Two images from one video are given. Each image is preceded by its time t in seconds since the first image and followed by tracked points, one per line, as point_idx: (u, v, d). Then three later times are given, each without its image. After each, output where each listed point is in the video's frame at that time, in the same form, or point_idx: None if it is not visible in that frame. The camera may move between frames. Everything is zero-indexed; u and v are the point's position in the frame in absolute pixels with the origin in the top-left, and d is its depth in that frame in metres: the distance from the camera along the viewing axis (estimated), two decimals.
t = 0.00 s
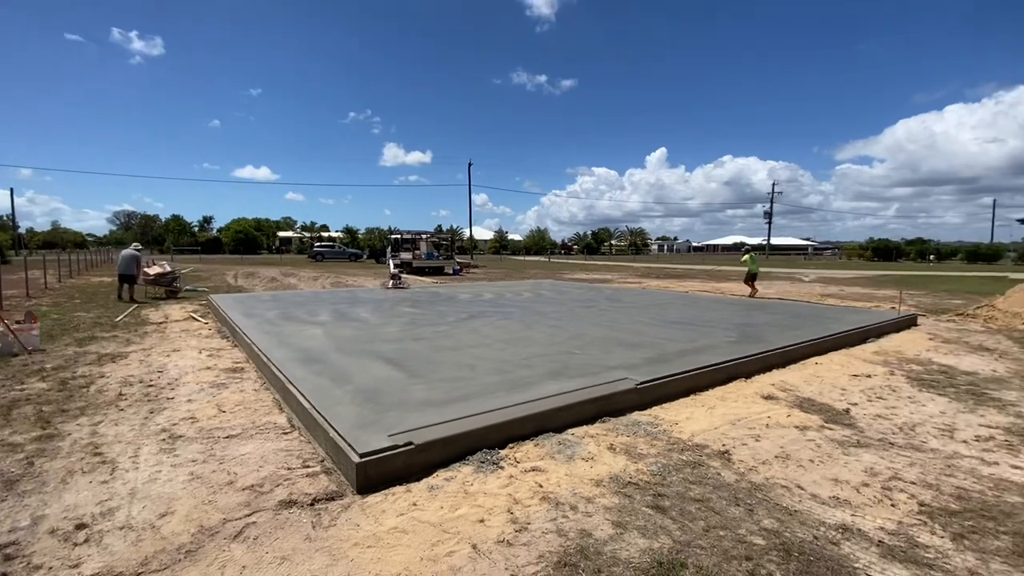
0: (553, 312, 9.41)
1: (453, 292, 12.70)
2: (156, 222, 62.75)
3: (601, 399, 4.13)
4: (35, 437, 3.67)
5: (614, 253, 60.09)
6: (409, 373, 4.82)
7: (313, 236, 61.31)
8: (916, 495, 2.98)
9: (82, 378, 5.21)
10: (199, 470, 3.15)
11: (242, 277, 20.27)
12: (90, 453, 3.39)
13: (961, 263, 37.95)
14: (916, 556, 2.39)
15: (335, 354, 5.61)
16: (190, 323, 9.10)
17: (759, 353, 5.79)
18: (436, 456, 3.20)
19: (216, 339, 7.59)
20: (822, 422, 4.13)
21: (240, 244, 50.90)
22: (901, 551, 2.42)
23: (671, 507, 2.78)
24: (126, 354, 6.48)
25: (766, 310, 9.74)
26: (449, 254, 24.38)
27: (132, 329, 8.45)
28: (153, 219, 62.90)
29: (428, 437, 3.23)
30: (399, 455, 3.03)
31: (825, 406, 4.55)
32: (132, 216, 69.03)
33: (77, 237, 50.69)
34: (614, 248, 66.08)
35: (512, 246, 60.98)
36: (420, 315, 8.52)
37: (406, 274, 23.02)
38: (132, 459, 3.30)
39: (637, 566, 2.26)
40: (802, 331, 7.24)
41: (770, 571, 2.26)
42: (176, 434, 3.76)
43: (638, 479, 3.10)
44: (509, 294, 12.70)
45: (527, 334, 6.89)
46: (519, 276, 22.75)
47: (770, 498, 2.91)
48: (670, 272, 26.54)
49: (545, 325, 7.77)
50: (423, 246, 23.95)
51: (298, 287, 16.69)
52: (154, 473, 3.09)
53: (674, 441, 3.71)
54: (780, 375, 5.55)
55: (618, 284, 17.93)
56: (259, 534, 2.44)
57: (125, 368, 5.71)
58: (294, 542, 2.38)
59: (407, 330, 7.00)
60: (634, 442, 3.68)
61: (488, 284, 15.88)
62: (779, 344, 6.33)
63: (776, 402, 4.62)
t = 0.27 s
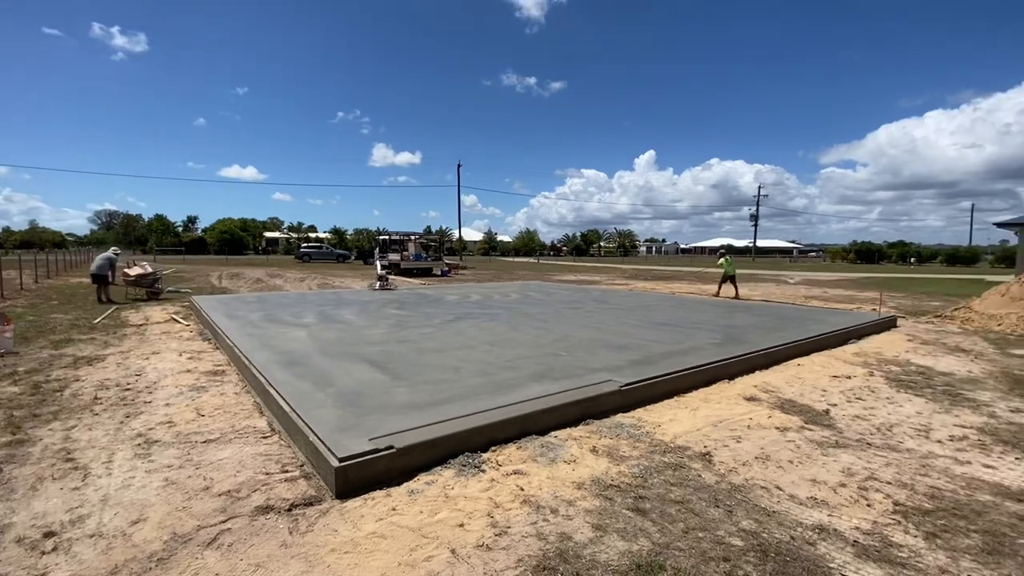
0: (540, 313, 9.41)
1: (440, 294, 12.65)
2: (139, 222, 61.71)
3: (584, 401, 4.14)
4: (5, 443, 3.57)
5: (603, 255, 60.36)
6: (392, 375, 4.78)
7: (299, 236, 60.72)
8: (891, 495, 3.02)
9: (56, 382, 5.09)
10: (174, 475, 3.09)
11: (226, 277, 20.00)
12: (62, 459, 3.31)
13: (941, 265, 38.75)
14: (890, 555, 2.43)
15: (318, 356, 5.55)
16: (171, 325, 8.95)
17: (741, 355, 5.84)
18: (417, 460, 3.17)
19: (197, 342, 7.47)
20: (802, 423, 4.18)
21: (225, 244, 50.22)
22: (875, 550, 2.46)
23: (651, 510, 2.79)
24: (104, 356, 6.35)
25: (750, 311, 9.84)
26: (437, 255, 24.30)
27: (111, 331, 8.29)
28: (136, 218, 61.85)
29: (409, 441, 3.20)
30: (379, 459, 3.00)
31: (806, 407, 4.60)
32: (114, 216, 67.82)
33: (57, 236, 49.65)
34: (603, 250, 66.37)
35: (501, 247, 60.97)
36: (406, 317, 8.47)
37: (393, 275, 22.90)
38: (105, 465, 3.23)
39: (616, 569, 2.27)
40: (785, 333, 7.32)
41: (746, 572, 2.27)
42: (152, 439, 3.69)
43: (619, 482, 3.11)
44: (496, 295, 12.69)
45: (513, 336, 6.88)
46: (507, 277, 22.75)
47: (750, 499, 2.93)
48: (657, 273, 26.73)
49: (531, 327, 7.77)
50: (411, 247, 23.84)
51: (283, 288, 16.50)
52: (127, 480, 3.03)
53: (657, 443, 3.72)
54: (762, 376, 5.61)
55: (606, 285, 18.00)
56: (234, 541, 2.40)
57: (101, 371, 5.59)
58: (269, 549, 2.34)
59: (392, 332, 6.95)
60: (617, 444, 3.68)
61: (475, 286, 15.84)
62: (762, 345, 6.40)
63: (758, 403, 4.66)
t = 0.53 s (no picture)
0: (531, 314, 9.38)
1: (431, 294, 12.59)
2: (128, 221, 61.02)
3: (574, 402, 4.11)
4: None
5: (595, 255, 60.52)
6: (380, 376, 4.73)
7: (291, 237, 60.33)
8: (878, 495, 3.02)
9: (36, 384, 4.98)
10: (154, 479, 3.03)
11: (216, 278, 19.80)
12: (38, 463, 3.23)
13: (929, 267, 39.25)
14: (876, 556, 2.42)
15: (305, 357, 5.49)
16: (157, 326, 8.83)
17: (732, 355, 5.85)
18: (404, 462, 3.13)
19: (183, 343, 7.36)
20: (791, 424, 4.18)
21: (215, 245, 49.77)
22: (861, 551, 2.45)
23: (639, 511, 2.77)
24: (86, 358, 6.24)
25: (740, 312, 9.87)
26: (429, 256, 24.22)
27: (95, 332, 8.16)
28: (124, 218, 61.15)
29: (395, 443, 3.16)
30: (364, 461, 2.95)
31: (795, 407, 4.60)
32: (102, 215, 67.03)
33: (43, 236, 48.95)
34: (595, 251, 66.54)
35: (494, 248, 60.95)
36: (396, 318, 8.41)
37: (385, 276, 22.81)
38: (82, 469, 3.16)
39: (602, 572, 2.24)
40: (775, 334, 7.34)
41: (733, 574, 2.25)
42: (133, 442, 3.61)
43: (608, 483, 3.08)
44: (488, 296, 12.66)
45: (504, 337, 6.85)
46: (500, 278, 22.72)
47: (737, 500, 2.92)
48: (649, 274, 26.84)
49: (522, 327, 7.75)
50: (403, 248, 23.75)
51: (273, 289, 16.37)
52: (105, 484, 2.96)
53: (646, 444, 3.70)
54: (751, 377, 5.62)
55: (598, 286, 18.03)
56: (213, 546, 2.34)
57: (83, 373, 5.49)
58: (249, 554, 2.29)
59: (382, 333, 6.89)
60: (605, 445, 3.66)
61: (467, 286, 15.79)
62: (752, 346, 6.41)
63: (747, 404, 4.66)
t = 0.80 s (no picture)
0: (525, 314, 9.36)
1: (425, 295, 12.54)
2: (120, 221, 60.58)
3: (567, 403, 4.09)
4: None
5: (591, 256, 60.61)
6: (373, 377, 4.69)
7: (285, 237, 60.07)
8: (871, 495, 3.02)
9: (22, 386, 4.91)
10: (140, 482, 2.98)
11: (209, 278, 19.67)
12: (22, 466, 3.18)
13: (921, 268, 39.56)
14: (868, 556, 2.41)
15: (297, 358, 5.45)
16: (148, 326, 8.74)
17: (726, 356, 5.85)
18: (395, 463, 3.10)
19: (174, 344, 7.29)
20: (784, 424, 4.18)
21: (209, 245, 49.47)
22: (853, 552, 2.44)
23: (631, 512, 2.75)
24: (75, 359, 6.17)
25: (735, 313, 9.88)
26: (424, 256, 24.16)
27: (85, 332, 8.07)
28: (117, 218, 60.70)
29: (386, 444, 3.13)
30: (354, 463, 2.92)
31: (788, 408, 4.60)
32: (95, 215, 66.53)
33: (34, 236, 48.50)
34: (591, 252, 66.62)
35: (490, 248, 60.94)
36: (389, 318, 8.37)
37: (380, 276, 22.75)
38: (67, 472, 3.11)
39: (593, 574, 2.22)
40: (768, 334, 7.35)
41: None
42: (119, 444, 3.56)
43: (600, 484, 3.06)
44: (483, 297, 12.63)
45: (498, 338, 6.82)
46: (495, 278, 22.69)
47: (730, 501, 2.90)
48: (644, 275, 26.88)
49: (517, 328, 7.73)
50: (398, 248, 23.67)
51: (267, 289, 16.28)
52: (89, 487, 2.91)
53: (639, 445, 3.68)
54: (745, 377, 5.62)
55: (593, 286, 18.04)
56: (198, 550, 2.30)
57: (71, 374, 5.41)
58: (235, 558, 2.26)
59: (375, 334, 6.85)
60: (599, 446, 3.64)
61: (462, 287, 15.75)
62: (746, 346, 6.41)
63: (740, 404, 4.65)
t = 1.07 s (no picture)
0: (522, 316, 9.37)
1: (422, 296, 12.54)
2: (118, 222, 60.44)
3: (562, 405, 4.09)
4: None
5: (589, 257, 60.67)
6: (368, 379, 4.68)
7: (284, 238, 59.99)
8: (862, 498, 3.03)
9: (16, 387, 4.90)
10: (132, 484, 2.97)
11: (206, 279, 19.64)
12: (14, 469, 3.17)
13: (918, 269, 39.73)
14: (859, 559, 2.42)
15: (292, 359, 5.44)
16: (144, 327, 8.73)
17: (721, 358, 5.86)
18: (388, 466, 3.10)
19: (170, 345, 7.28)
20: (778, 426, 4.18)
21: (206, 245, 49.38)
22: (844, 555, 2.45)
23: (624, 515, 2.75)
24: (70, 360, 6.15)
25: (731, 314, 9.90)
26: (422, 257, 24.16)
27: (81, 333, 8.05)
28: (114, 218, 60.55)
29: (380, 446, 3.13)
30: (348, 466, 2.92)
31: (782, 410, 4.61)
32: (92, 215, 66.37)
33: (31, 236, 48.35)
34: (589, 253, 66.68)
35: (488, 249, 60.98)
36: (386, 319, 8.37)
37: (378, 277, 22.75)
38: (59, 474, 3.10)
39: None
40: (764, 336, 7.37)
41: None
42: (112, 446, 3.55)
43: (593, 487, 3.06)
44: (480, 298, 12.63)
45: (494, 339, 6.83)
46: (493, 280, 22.69)
47: (722, 504, 2.91)
48: (642, 276, 26.90)
49: (513, 329, 7.73)
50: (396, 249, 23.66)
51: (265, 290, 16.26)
52: (81, 489, 2.90)
53: (633, 447, 3.69)
54: (740, 379, 5.63)
55: (591, 288, 18.07)
56: (189, 553, 2.30)
57: (65, 375, 5.40)
58: (226, 561, 2.25)
59: (371, 335, 6.84)
60: (592, 449, 3.65)
61: (459, 288, 15.75)
62: (741, 348, 6.43)
63: (735, 406, 4.66)
